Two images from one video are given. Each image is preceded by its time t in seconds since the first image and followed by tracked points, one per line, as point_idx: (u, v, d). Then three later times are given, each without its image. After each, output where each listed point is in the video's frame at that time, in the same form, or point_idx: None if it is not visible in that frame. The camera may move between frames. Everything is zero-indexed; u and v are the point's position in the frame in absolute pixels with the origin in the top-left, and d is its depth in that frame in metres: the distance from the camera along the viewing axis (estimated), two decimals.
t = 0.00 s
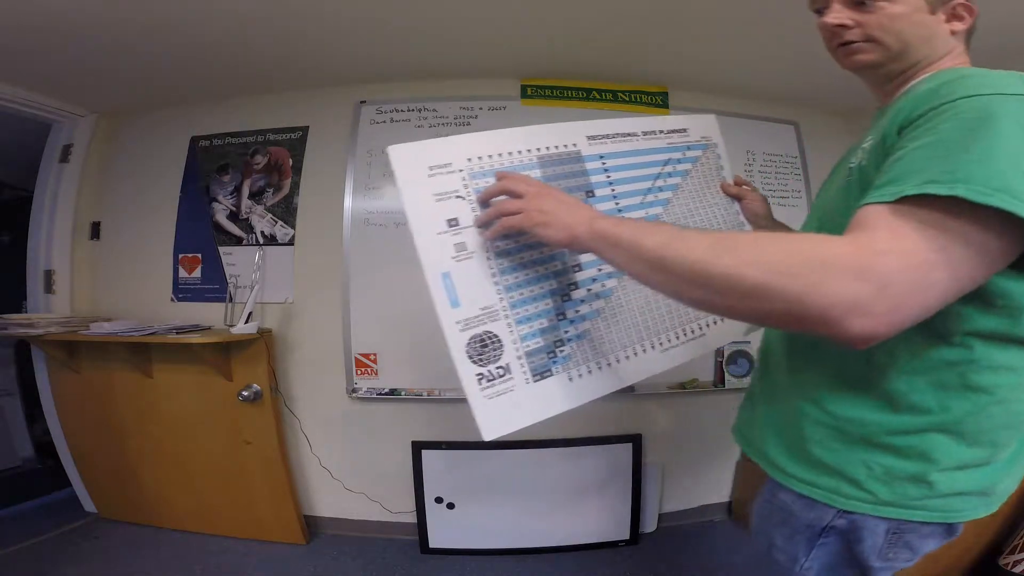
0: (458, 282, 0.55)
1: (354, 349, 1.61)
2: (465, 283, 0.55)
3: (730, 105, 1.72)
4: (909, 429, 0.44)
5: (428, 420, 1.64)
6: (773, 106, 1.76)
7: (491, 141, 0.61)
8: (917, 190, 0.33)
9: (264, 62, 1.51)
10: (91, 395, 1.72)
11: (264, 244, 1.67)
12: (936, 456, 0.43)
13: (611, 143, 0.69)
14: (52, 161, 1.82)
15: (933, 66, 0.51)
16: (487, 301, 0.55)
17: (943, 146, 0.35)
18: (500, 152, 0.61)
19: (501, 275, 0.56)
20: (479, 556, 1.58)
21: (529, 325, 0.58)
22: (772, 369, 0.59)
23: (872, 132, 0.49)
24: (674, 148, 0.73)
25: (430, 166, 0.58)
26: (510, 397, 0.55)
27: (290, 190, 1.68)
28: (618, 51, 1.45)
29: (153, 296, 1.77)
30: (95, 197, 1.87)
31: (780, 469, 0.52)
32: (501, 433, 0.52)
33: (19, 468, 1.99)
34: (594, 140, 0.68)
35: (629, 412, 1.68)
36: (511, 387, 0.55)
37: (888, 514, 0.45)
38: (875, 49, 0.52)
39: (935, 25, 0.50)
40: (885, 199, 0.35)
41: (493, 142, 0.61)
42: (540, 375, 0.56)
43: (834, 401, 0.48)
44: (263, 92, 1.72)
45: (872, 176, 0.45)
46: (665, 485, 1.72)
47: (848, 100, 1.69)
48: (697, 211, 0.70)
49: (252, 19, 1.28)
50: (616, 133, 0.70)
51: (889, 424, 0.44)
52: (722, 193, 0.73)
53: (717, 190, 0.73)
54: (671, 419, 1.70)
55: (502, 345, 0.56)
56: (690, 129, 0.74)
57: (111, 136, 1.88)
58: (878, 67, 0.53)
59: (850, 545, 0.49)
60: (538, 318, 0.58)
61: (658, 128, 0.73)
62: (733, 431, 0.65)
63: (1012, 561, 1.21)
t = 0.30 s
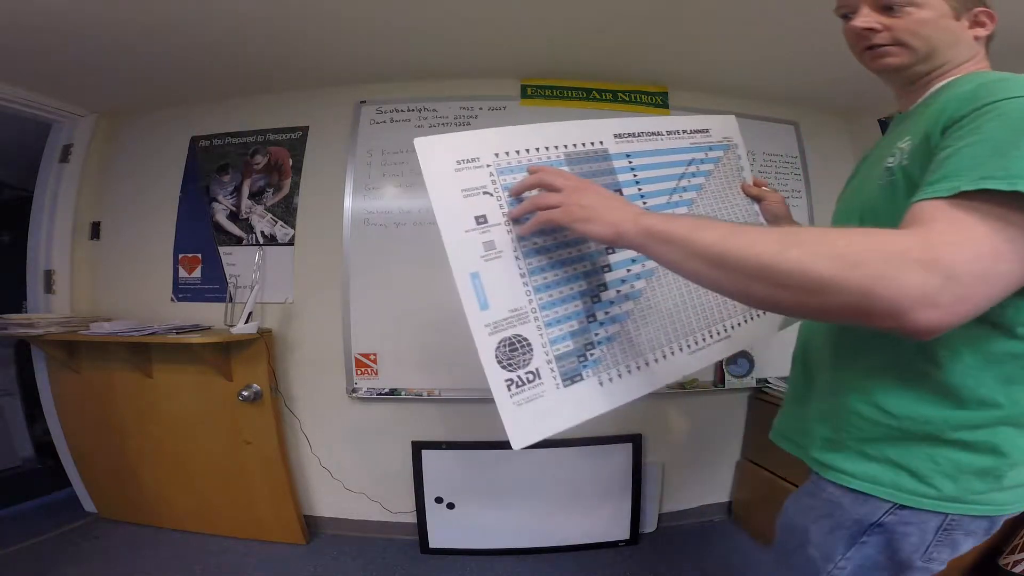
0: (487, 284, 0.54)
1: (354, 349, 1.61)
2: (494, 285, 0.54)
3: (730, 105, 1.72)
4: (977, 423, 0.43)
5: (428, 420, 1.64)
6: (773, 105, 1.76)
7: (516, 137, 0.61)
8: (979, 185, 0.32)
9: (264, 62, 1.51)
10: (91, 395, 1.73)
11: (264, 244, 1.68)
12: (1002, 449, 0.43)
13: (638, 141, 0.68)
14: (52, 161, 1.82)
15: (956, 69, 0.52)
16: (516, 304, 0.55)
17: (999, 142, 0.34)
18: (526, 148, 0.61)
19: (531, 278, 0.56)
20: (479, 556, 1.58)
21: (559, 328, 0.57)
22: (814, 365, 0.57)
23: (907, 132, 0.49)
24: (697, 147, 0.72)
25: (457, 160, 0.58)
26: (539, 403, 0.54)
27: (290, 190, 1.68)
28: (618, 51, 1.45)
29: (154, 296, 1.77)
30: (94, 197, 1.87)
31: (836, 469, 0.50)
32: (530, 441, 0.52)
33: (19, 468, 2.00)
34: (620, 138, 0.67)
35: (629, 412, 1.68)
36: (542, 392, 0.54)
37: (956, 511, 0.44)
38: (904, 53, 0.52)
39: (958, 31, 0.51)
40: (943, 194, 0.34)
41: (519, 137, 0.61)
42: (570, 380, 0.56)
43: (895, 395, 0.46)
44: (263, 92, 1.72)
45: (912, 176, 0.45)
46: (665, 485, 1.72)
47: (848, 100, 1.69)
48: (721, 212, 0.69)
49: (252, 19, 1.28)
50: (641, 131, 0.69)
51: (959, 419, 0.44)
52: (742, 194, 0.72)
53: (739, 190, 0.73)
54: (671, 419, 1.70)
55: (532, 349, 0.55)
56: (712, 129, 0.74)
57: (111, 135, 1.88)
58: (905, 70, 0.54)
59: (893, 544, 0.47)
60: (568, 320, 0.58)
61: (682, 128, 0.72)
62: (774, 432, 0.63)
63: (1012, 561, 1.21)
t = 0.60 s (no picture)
0: (481, 291, 0.52)
1: (354, 349, 1.61)
2: (488, 294, 0.52)
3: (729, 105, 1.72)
4: (993, 439, 0.43)
5: (428, 420, 1.64)
6: (774, 105, 1.76)
7: (514, 135, 0.59)
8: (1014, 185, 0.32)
9: (263, 62, 1.50)
10: (91, 395, 1.73)
11: (264, 244, 1.68)
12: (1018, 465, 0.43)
13: (643, 135, 0.67)
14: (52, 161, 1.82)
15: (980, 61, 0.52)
16: (513, 313, 0.53)
17: None
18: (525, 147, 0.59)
19: (528, 286, 0.54)
20: (479, 556, 1.58)
21: (558, 337, 0.56)
22: (822, 376, 0.57)
23: (930, 125, 0.49)
24: (705, 142, 0.72)
25: (448, 160, 0.55)
26: (537, 416, 0.52)
27: (290, 190, 1.68)
28: (618, 51, 1.45)
29: (154, 296, 1.77)
30: (94, 197, 1.87)
31: (855, 491, 0.50)
32: (529, 449, 0.50)
33: (19, 468, 2.00)
34: (624, 134, 0.66)
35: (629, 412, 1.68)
36: (540, 404, 0.52)
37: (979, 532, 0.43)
38: (926, 47, 0.52)
39: (987, 22, 0.50)
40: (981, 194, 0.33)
41: (517, 137, 0.59)
42: (568, 391, 0.54)
43: (903, 409, 0.46)
44: (263, 92, 1.72)
45: (935, 173, 0.45)
46: (666, 485, 1.72)
47: (848, 100, 1.69)
48: (730, 208, 0.69)
49: (251, 18, 1.27)
50: (647, 125, 0.68)
51: (975, 435, 0.43)
52: (754, 189, 0.72)
53: (750, 185, 0.72)
54: (670, 419, 1.70)
55: (530, 360, 0.53)
56: (721, 123, 0.73)
57: (111, 136, 1.89)
58: (930, 62, 0.54)
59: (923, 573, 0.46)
60: (568, 329, 0.57)
61: (690, 121, 0.72)
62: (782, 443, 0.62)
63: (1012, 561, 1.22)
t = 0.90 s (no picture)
0: (444, 296, 0.50)
1: (354, 349, 1.61)
2: (451, 299, 0.50)
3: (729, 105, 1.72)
4: None
5: (428, 420, 1.64)
6: (773, 106, 1.76)
7: (486, 125, 0.57)
8: None
9: (263, 62, 1.50)
10: (91, 395, 1.72)
11: (264, 244, 1.67)
12: None
13: (630, 123, 0.65)
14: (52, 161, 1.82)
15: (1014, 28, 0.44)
16: (481, 320, 0.51)
17: None
18: (494, 136, 0.57)
19: (499, 291, 0.53)
20: (479, 556, 1.58)
21: (534, 344, 0.55)
22: (826, 387, 0.51)
23: (952, 100, 0.43)
24: (700, 129, 0.69)
25: (408, 156, 0.53)
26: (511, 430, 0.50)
27: (290, 190, 1.68)
28: (618, 51, 1.45)
29: (154, 296, 1.77)
30: (94, 197, 1.87)
31: (865, 519, 0.44)
32: (502, 467, 0.49)
33: (19, 468, 2.00)
34: (608, 120, 0.64)
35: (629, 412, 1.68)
36: (514, 417, 0.51)
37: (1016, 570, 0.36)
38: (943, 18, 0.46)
39: None
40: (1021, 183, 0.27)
41: (485, 126, 0.57)
42: (546, 403, 0.53)
43: (926, 428, 0.39)
44: (263, 92, 1.72)
45: (955, 155, 0.40)
46: (665, 485, 1.72)
47: (848, 100, 1.69)
48: (729, 200, 0.68)
49: (251, 18, 1.27)
50: (634, 112, 0.66)
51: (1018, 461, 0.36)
52: (758, 179, 0.71)
53: (752, 173, 0.71)
54: (670, 418, 1.71)
55: (501, 369, 0.52)
56: (719, 108, 0.72)
57: (112, 136, 1.89)
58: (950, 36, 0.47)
59: None
60: (544, 336, 0.56)
61: (684, 107, 0.69)
62: (778, 460, 0.57)
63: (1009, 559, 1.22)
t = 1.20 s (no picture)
0: (416, 300, 0.51)
1: (354, 349, 1.61)
2: (421, 303, 0.51)
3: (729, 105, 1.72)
4: None
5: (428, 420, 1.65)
6: (773, 106, 1.76)
7: (462, 121, 0.58)
8: None
9: (263, 62, 1.50)
10: (91, 395, 1.73)
11: (264, 243, 1.67)
12: None
13: (616, 117, 0.65)
14: (52, 161, 1.82)
15: None
16: (454, 325, 0.53)
17: None
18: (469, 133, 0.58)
19: (474, 295, 0.54)
20: (479, 556, 1.58)
21: (511, 350, 0.56)
22: (829, 402, 0.50)
23: (970, 83, 0.42)
24: (693, 124, 0.69)
25: (379, 153, 0.55)
26: (486, 439, 0.51)
27: (290, 190, 1.68)
28: (618, 51, 1.45)
29: (154, 296, 1.77)
30: (95, 197, 1.87)
31: (865, 542, 0.44)
32: (475, 479, 0.49)
33: (19, 468, 2.00)
34: (593, 115, 0.64)
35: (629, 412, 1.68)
36: (489, 425, 0.52)
37: None
38: None
39: None
40: None
41: (464, 124, 0.58)
42: (523, 412, 0.54)
43: (933, 447, 0.38)
44: (263, 92, 1.72)
45: (975, 139, 0.38)
46: (665, 486, 1.72)
47: (848, 100, 1.69)
48: (724, 196, 0.67)
49: (251, 18, 1.27)
50: (621, 106, 0.66)
51: None
52: (758, 176, 0.69)
53: (751, 170, 0.70)
54: (670, 418, 1.71)
55: (476, 377, 0.53)
56: (712, 102, 0.71)
57: (112, 136, 1.89)
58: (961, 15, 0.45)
59: None
60: (523, 342, 0.56)
61: (674, 102, 0.69)
62: (777, 475, 0.57)
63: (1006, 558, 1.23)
